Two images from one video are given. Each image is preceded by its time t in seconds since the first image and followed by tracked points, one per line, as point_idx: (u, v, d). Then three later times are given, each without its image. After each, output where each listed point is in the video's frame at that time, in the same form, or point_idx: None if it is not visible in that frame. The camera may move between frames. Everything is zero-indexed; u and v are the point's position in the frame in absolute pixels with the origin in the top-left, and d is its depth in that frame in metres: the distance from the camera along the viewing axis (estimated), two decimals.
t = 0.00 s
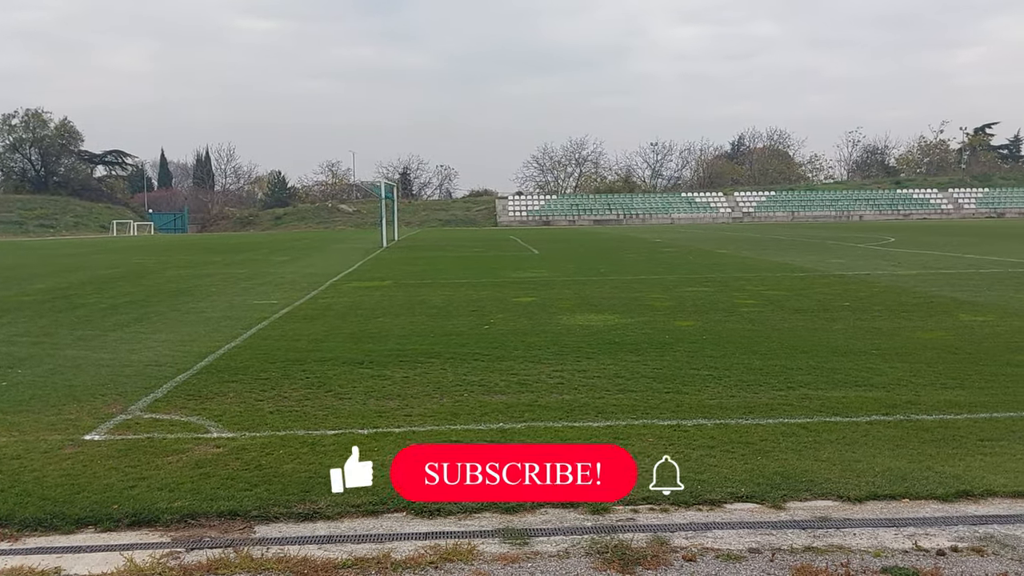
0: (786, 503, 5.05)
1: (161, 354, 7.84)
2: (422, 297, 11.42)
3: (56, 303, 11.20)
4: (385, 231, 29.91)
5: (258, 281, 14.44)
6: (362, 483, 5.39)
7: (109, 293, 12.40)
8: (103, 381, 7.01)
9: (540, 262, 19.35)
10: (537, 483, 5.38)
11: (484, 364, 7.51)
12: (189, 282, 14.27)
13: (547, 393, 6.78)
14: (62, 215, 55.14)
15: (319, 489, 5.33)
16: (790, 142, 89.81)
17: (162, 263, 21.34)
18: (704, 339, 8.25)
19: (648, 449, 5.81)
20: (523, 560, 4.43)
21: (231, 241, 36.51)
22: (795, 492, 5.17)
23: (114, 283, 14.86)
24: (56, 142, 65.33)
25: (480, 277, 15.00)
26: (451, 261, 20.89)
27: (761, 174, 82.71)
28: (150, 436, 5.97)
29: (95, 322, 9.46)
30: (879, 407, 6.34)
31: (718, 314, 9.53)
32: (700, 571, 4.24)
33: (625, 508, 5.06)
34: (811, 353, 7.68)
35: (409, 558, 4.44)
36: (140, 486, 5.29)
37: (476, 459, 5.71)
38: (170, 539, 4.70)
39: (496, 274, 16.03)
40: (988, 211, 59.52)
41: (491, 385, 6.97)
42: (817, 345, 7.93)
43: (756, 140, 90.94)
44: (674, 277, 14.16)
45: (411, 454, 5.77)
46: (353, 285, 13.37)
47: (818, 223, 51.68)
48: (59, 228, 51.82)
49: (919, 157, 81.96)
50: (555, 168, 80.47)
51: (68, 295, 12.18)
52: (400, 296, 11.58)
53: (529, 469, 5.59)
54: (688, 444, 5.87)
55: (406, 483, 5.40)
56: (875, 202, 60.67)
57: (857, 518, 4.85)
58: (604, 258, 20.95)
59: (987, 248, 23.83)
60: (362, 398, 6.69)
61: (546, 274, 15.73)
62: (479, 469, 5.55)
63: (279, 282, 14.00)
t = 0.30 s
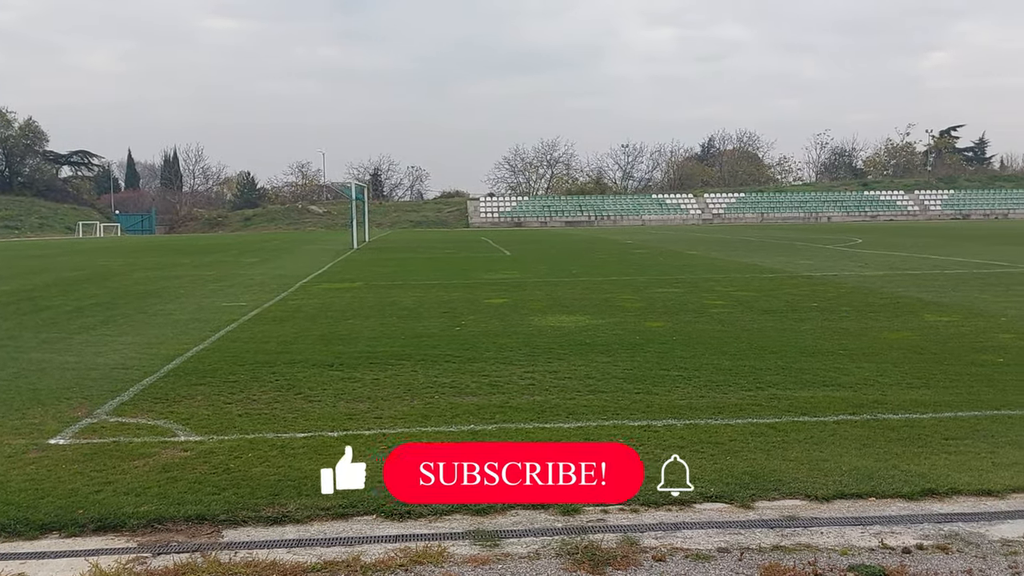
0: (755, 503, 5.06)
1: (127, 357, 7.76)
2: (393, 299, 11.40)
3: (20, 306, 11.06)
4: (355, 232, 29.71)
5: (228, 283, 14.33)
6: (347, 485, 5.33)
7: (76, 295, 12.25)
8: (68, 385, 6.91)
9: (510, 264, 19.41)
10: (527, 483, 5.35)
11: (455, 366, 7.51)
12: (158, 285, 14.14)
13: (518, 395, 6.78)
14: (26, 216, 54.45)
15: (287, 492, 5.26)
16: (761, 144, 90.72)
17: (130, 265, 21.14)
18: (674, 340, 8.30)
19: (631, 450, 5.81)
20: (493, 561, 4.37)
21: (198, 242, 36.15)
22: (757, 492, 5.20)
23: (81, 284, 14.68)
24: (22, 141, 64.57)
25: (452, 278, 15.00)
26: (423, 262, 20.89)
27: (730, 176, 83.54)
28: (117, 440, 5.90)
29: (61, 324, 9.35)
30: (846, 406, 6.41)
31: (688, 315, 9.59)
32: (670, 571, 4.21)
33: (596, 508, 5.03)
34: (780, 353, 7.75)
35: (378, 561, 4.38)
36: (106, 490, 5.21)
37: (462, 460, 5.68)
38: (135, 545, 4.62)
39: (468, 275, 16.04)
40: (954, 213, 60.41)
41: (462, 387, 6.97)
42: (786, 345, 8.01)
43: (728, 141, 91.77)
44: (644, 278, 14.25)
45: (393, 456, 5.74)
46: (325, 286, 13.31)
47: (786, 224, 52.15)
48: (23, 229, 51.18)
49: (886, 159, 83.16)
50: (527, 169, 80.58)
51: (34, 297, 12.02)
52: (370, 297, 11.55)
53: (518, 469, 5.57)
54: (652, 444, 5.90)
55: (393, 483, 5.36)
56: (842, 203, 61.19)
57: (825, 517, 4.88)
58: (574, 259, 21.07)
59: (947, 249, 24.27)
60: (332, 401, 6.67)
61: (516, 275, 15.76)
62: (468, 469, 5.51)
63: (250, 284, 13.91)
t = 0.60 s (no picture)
0: (724, 502, 5.09)
1: (94, 360, 7.67)
2: (365, 300, 11.37)
3: None
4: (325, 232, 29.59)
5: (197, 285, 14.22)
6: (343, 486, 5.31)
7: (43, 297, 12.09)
8: (33, 388, 6.82)
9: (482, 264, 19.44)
10: (526, 484, 5.36)
11: (427, 367, 7.50)
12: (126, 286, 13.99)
13: (491, 395, 6.79)
14: None
15: (256, 495, 5.21)
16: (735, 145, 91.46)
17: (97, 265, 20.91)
18: (646, 340, 8.34)
19: (628, 450, 5.81)
20: (464, 563, 4.36)
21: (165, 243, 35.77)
22: (719, 492, 5.22)
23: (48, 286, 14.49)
24: None
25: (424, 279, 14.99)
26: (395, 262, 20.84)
27: (702, 177, 84.18)
28: (84, 444, 5.82)
29: (27, 326, 9.22)
30: (814, 406, 6.48)
31: (659, 315, 9.64)
32: (640, 571, 4.22)
33: (567, 509, 5.03)
34: (750, 353, 7.82)
35: (349, 564, 4.34)
36: (72, 494, 5.14)
37: (461, 460, 5.69)
38: (102, 549, 4.55)
39: (440, 275, 16.02)
40: (920, 213, 61.29)
41: (433, 388, 6.96)
42: (756, 345, 8.08)
43: (702, 143, 92.45)
44: (616, 278, 14.32)
45: (393, 455, 5.76)
46: (298, 287, 13.24)
47: (755, 225, 52.63)
48: None
49: (855, 160, 84.20)
50: (500, 169, 80.67)
51: None
52: (340, 298, 11.50)
53: (518, 469, 5.58)
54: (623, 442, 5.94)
55: (392, 483, 5.37)
56: (811, 203, 61.74)
57: (794, 515, 4.92)
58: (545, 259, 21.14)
59: (909, 249, 24.62)
60: (302, 402, 6.64)
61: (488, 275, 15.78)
62: (468, 470, 5.52)
63: (221, 285, 13.80)
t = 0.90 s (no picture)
0: (692, 502, 5.12)
1: (55, 362, 7.56)
2: (334, 301, 11.32)
3: None
4: (293, 233, 29.40)
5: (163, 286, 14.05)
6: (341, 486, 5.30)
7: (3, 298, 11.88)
8: None
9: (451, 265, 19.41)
10: (526, 484, 5.35)
11: (396, 369, 7.48)
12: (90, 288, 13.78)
13: (460, 397, 6.78)
14: None
15: (222, 498, 5.16)
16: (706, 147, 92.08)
17: (60, 267, 20.56)
18: (614, 341, 8.39)
19: (628, 451, 5.82)
20: (431, 566, 4.33)
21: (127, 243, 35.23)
22: (676, 491, 5.24)
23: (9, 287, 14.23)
24: None
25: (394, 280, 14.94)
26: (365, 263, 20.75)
27: (670, 180, 84.66)
28: (45, 448, 5.73)
29: None
30: (781, 406, 6.53)
31: (628, 316, 9.69)
32: (608, 572, 4.22)
33: (537, 510, 5.02)
34: (717, 353, 7.88)
35: (316, 568, 4.30)
36: (33, 499, 5.05)
37: (461, 460, 5.67)
38: (63, 555, 4.47)
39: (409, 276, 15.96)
40: (886, 216, 62.03)
41: (402, 390, 6.94)
42: (724, 345, 8.15)
43: (673, 144, 93.00)
44: (586, 280, 14.37)
45: (392, 456, 5.74)
46: (266, 289, 13.14)
47: (722, 227, 53.17)
48: None
49: (821, 163, 85.17)
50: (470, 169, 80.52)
51: None
52: (308, 300, 11.43)
53: (518, 470, 5.57)
54: (598, 443, 5.95)
55: (393, 484, 5.36)
56: (777, 205, 62.43)
57: (760, 514, 4.95)
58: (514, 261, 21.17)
59: (871, 251, 24.98)
60: (269, 405, 6.59)
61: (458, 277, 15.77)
62: (468, 470, 5.51)
63: (188, 286, 13.65)
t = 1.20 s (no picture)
0: (658, 502, 5.13)
1: (11, 366, 7.43)
2: (300, 303, 11.24)
3: None
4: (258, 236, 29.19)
5: (126, 288, 13.86)
6: (341, 483, 5.31)
7: None
8: None
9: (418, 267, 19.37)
10: (526, 483, 5.35)
11: (362, 371, 7.45)
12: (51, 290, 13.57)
13: (426, 399, 6.76)
14: None
15: (184, 503, 5.08)
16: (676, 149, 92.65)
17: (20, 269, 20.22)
18: (581, 342, 8.42)
19: (628, 451, 5.84)
20: (396, 568, 4.29)
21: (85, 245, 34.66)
22: (670, 492, 5.27)
23: None
24: None
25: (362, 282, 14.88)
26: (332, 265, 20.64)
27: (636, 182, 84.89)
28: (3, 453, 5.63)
29: None
30: (745, 406, 6.59)
31: (595, 317, 9.73)
32: (574, 573, 4.20)
33: (505, 512, 5.01)
34: (683, 354, 7.94)
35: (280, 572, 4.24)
36: None
37: (461, 460, 5.68)
38: (20, 562, 4.38)
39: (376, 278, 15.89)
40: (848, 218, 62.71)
41: (367, 392, 6.91)
42: (689, 346, 8.21)
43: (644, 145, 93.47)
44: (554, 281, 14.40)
45: (393, 456, 5.74)
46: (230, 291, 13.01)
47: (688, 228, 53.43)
48: None
49: (785, 166, 86.06)
50: (437, 171, 80.31)
51: None
52: (273, 302, 11.34)
53: (518, 470, 5.56)
54: (597, 443, 5.97)
55: (392, 483, 5.36)
56: (742, 207, 62.92)
57: (725, 514, 4.97)
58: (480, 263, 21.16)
59: (834, 252, 25.23)
60: (232, 408, 6.54)
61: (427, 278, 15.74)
62: (468, 470, 5.51)
63: (151, 289, 13.48)
